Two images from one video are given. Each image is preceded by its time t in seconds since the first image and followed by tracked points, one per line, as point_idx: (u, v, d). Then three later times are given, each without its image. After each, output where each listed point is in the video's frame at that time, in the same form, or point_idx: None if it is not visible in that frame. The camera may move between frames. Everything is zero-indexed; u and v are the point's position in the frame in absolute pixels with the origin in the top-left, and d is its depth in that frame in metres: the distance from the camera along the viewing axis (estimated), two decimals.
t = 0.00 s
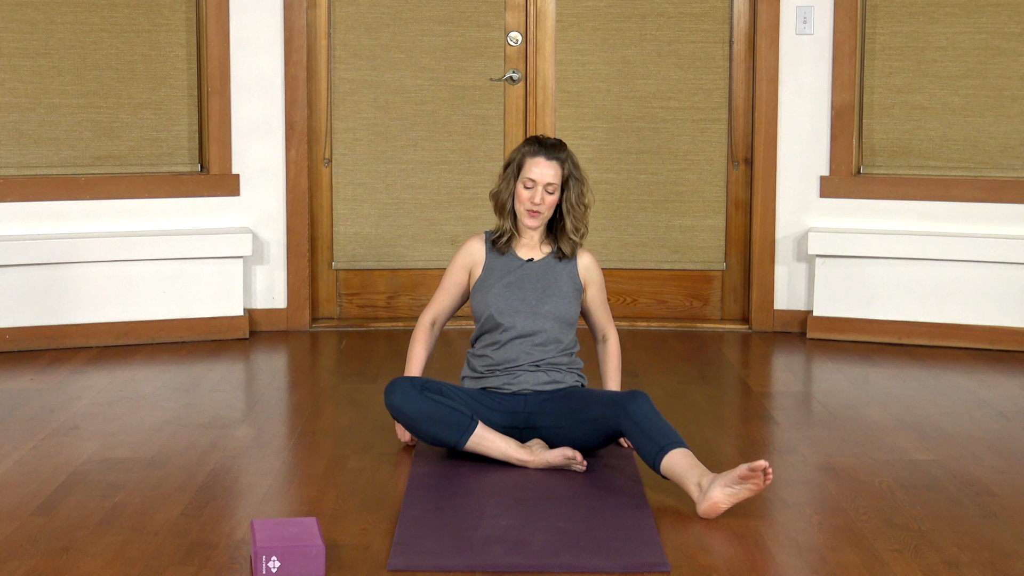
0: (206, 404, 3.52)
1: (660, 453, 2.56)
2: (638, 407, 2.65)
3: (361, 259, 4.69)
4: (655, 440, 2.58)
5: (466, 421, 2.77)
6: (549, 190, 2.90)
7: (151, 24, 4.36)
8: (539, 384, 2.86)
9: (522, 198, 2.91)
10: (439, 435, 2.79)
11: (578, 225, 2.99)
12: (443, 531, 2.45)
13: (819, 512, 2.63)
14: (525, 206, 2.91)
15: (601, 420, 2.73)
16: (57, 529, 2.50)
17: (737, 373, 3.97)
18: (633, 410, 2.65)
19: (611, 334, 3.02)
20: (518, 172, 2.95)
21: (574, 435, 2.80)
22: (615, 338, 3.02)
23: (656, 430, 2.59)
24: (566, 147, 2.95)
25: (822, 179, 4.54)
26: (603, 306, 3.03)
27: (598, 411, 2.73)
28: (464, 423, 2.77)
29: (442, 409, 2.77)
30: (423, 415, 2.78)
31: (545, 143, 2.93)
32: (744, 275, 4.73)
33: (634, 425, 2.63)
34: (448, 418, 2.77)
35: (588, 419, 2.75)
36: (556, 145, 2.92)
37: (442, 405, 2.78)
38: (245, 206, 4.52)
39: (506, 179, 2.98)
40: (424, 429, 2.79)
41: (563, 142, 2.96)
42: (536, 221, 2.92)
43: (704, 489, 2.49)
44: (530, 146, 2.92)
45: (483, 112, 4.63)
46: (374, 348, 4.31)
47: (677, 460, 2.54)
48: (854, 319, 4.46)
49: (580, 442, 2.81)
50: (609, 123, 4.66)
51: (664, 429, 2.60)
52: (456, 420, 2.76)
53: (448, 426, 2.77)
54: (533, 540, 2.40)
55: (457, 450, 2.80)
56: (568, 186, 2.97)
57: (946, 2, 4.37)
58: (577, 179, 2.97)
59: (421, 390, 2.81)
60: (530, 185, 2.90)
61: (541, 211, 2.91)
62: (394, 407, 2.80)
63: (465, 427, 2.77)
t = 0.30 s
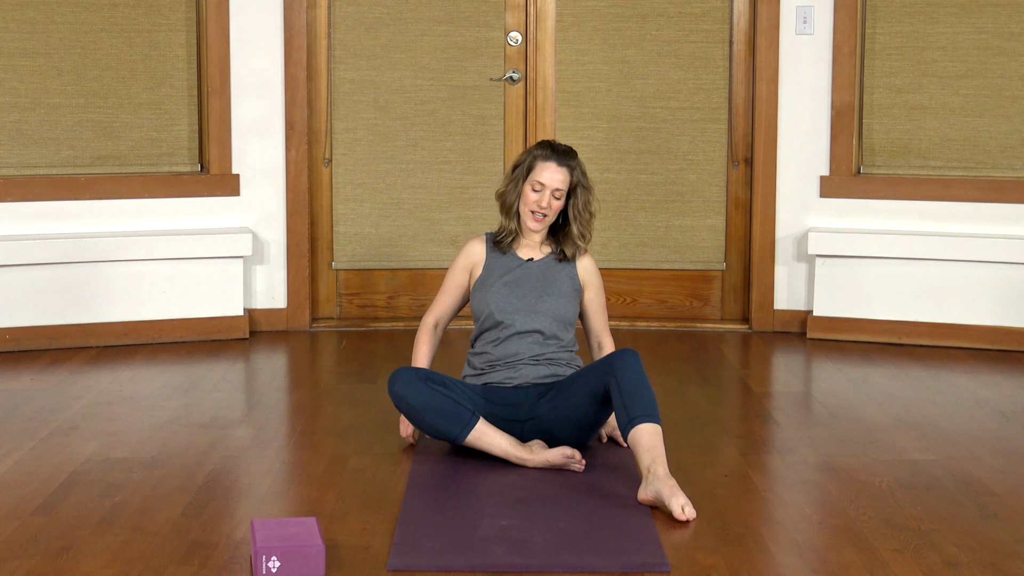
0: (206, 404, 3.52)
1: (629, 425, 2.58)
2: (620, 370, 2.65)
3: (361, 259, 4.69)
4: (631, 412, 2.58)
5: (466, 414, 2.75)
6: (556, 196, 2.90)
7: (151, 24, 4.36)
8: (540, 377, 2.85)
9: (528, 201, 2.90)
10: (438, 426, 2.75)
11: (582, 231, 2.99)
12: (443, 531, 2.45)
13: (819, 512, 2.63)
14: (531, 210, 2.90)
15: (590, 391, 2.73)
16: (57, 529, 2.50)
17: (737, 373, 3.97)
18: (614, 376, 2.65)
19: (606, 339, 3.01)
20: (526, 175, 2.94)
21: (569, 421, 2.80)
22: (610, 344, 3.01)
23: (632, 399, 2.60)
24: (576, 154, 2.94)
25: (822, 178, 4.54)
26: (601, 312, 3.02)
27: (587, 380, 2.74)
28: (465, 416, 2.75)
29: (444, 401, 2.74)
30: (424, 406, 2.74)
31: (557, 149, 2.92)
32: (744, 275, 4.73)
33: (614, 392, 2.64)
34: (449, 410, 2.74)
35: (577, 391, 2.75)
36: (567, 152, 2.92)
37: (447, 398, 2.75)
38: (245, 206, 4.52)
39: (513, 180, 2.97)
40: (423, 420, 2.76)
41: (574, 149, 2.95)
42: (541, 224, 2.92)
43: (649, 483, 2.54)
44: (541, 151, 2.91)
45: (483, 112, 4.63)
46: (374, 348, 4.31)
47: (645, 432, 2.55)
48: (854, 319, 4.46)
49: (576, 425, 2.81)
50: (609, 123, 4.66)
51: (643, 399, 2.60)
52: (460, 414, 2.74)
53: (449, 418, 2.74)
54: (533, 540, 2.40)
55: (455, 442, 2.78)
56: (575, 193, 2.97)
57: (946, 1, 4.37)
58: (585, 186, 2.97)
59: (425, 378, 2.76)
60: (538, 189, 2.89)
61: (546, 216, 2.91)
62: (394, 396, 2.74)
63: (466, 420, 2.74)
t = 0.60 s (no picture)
0: (207, 405, 3.52)
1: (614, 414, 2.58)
2: (608, 355, 2.64)
3: (361, 260, 4.69)
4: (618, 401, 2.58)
5: (474, 405, 2.73)
6: (557, 198, 2.90)
7: (151, 24, 4.36)
8: (542, 374, 2.85)
9: (529, 202, 2.90)
10: (444, 414, 2.74)
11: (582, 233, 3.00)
12: (443, 531, 2.45)
13: (819, 512, 2.63)
14: (532, 211, 2.90)
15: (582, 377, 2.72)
16: (57, 529, 2.50)
17: (737, 373, 3.97)
18: (603, 362, 2.65)
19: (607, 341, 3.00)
20: (528, 176, 2.94)
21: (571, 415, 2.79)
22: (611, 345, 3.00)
23: (617, 386, 2.60)
24: (577, 156, 2.94)
25: (822, 178, 4.54)
26: (602, 313, 3.02)
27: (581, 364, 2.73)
28: (472, 407, 2.73)
29: (452, 389, 2.73)
30: (431, 392, 2.73)
31: (558, 151, 2.92)
32: (744, 275, 4.73)
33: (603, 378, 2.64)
34: (456, 399, 2.73)
35: (571, 382, 2.75)
36: (568, 154, 2.92)
37: (457, 386, 2.74)
38: (245, 206, 4.52)
39: (515, 181, 2.98)
40: (429, 406, 2.75)
41: (575, 152, 2.96)
42: (542, 225, 2.92)
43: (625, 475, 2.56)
44: (542, 152, 2.92)
45: (483, 112, 4.64)
46: (374, 348, 4.31)
47: (627, 421, 2.55)
48: (854, 319, 4.46)
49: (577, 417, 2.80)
50: (609, 123, 4.66)
51: (631, 387, 2.59)
52: (467, 404, 2.73)
53: (455, 407, 2.73)
54: (533, 540, 2.40)
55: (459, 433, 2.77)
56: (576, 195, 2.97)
57: (946, 2, 4.37)
58: (586, 188, 2.97)
59: (436, 364, 2.75)
60: (539, 190, 2.89)
61: (547, 217, 2.91)
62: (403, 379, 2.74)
63: (472, 411, 2.73)
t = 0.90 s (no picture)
0: (207, 405, 3.52)
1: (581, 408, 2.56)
2: (589, 350, 2.64)
3: (361, 259, 4.69)
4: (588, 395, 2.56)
5: (489, 386, 2.69)
6: (555, 197, 2.91)
7: (151, 24, 4.36)
8: (543, 373, 2.85)
9: (528, 202, 2.91)
10: (458, 392, 2.68)
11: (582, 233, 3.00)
12: (443, 531, 2.45)
13: (819, 512, 2.63)
14: (531, 211, 2.91)
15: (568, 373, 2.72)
16: (57, 529, 2.50)
17: (737, 373, 3.97)
18: (583, 357, 2.64)
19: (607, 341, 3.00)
20: (526, 177, 2.95)
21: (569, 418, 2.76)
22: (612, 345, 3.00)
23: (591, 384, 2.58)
24: (575, 156, 2.95)
25: (822, 178, 4.54)
26: (602, 313, 3.01)
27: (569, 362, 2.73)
28: (488, 388, 2.68)
29: (472, 367, 2.69)
30: (451, 368, 2.68)
31: (556, 151, 2.93)
32: (744, 275, 4.73)
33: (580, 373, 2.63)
34: (474, 377, 2.68)
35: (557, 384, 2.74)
36: (566, 153, 2.93)
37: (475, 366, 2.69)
38: (245, 206, 4.52)
39: (514, 182, 2.98)
40: (444, 382, 2.70)
41: (573, 152, 2.96)
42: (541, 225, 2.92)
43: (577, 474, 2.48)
44: (540, 152, 2.92)
45: (483, 112, 4.63)
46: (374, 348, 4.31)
47: (590, 416, 2.52)
48: (854, 319, 4.46)
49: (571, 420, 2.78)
50: (609, 123, 4.66)
51: (605, 386, 2.57)
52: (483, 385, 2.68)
53: (472, 385, 2.68)
54: (534, 539, 2.40)
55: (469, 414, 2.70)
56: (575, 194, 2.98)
57: (946, 2, 4.37)
58: (584, 188, 2.98)
59: (459, 342, 2.71)
60: (538, 190, 2.90)
61: (546, 216, 2.91)
62: (423, 351, 2.70)
63: (489, 392, 2.68)
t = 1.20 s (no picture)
0: (207, 405, 3.52)
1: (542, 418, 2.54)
2: (557, 360, 2.64)
3: (361, 259, 4.69)
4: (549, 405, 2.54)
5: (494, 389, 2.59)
6: (550, 195, 2.90)
7: (151, 24, 4.36)
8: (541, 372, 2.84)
9: (523, 202, 2.91)
10: (461, 386, 2.61)
11: (579, 230, 2.99)
12: (443, 531, 2.45)
13: (819, 512, 2.63)
14: (526, 210, 2.91)
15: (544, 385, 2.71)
16: (57, 529, 2.50)
17: (737, 373, 3.97)
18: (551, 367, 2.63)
19: (607, 340, 2.99)
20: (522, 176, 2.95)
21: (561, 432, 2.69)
22: (613, 344, 2.99)
23: (563, 394, 2.55)
24: (570, 153, 2.94)
25: (822, 178, 4.54)
26: (602, 313, 3.02)
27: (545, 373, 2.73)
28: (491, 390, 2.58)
29: (484, 365, 2.62)
30: (463, 359, 2.63)
31: (549, 149, 2.92)
32: (744, 274, 4.73)
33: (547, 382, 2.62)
34: (482, 375, 2.60)
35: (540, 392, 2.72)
36: (559, 151, 2.92)
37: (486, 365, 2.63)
38: (245, 206, 4.52)
39: (511, 182, 3.00)
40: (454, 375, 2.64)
41: (567, 149, 2.96)
42: (538, 224, 2.92)
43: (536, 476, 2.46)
44: (534, 151, 2.92)
45: (484, 112, 4.63)
46: (374, 348, 4.31)
47: (550, 424, 2.50)
48: (854, 319, 4.46)
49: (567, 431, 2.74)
50: (609, 123, 4.66)
51: (569, 395, 2.55)
52: (488, 384, 2.59)
53: (476, 381, 2.59)
54: (534, 539, 2.40)
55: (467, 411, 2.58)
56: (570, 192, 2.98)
57: (946, 2, 4.37)
58: (579, 185, 2.98)
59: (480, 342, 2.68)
60: (532, 189, 2.89)
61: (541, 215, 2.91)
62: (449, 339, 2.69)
63: (491, 393, 2.58)
